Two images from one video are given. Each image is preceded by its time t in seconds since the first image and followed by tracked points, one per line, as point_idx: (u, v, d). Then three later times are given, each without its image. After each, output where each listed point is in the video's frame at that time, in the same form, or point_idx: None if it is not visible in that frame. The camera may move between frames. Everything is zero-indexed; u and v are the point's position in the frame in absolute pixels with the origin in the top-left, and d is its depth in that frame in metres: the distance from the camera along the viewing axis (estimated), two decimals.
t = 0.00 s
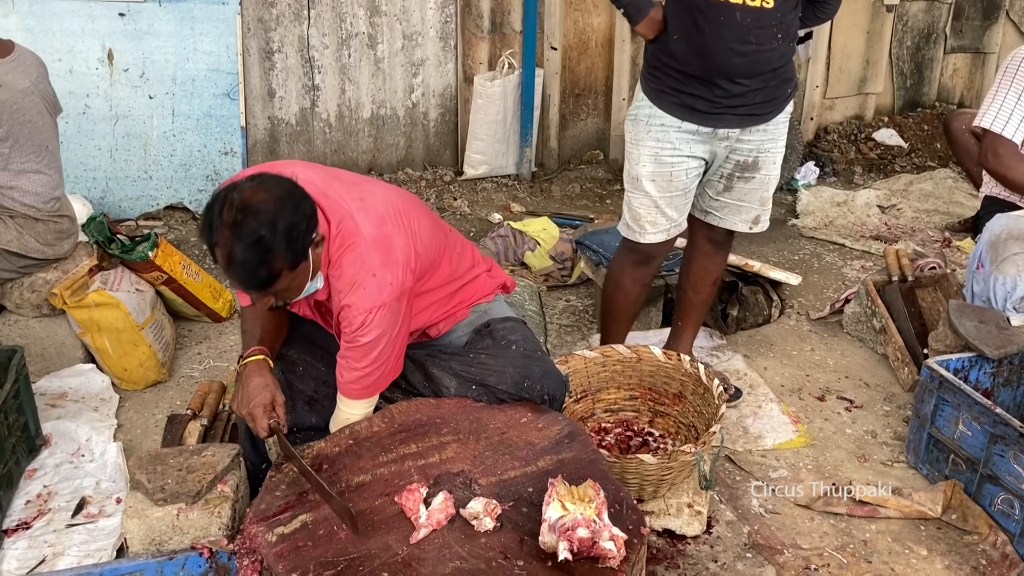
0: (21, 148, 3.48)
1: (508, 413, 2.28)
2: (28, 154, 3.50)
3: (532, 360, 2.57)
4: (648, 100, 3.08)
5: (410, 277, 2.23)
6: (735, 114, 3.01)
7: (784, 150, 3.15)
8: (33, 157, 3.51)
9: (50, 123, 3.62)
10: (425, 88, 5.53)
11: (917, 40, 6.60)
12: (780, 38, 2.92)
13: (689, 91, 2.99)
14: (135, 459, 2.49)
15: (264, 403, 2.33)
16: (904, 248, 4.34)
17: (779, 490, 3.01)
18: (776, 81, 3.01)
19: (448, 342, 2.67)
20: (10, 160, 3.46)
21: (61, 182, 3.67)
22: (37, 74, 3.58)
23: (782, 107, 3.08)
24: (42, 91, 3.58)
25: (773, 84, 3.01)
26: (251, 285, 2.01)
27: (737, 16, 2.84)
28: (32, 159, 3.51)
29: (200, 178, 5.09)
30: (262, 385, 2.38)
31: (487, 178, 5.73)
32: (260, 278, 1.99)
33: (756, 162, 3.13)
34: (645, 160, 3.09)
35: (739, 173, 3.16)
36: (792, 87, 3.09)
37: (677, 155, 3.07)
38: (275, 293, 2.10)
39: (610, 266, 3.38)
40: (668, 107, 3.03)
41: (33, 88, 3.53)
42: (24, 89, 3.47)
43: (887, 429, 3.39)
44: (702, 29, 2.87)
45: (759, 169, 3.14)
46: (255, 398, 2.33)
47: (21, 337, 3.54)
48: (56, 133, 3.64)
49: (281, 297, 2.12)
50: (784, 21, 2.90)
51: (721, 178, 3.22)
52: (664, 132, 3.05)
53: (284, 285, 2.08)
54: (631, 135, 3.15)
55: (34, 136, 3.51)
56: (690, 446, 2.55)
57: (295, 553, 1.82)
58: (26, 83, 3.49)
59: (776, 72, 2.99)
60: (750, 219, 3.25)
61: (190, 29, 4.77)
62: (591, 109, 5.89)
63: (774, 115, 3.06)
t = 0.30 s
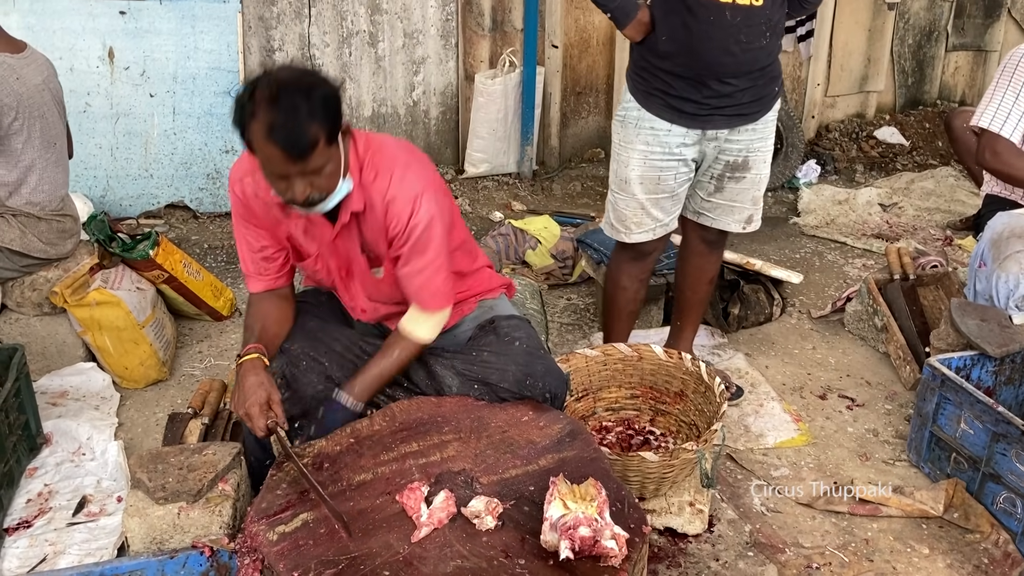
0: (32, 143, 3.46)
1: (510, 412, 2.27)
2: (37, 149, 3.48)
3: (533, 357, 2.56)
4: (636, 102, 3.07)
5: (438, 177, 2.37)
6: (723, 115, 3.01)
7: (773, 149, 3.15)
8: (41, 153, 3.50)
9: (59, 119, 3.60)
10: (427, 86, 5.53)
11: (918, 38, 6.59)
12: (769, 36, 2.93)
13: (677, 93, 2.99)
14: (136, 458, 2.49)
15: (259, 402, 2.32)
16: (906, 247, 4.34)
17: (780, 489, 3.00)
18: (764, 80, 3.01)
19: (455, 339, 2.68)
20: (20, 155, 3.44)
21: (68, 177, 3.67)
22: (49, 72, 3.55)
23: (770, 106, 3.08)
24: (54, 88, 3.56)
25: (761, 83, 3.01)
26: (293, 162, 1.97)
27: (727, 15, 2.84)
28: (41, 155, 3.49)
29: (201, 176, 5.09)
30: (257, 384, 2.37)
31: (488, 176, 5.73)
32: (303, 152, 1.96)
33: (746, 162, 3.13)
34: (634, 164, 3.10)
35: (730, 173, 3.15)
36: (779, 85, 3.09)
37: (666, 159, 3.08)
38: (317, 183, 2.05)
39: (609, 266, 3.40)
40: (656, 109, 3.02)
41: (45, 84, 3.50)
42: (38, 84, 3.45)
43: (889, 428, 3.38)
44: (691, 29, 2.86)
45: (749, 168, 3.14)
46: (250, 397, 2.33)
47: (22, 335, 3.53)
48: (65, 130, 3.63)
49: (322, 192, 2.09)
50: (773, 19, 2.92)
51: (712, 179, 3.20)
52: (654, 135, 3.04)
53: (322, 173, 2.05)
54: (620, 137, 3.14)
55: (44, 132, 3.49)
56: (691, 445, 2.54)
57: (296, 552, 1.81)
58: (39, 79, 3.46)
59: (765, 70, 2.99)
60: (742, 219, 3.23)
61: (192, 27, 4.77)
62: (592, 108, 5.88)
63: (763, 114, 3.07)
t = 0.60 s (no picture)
0: (33, 141, 3.45)
1: (511, 410, 2.26)
2: (38, 147, 3.47)
3: (535, 353, 2.55)
4: (619, 104, 3.07)
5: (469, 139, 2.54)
6: (708, 116, 3.01)
7: (758, 150, 3.15)
8: (41, 150, 3.48)
9: (60, 118, 3.58)
10: (427, 84, 5.49)
11: (921, 35, 6.57)
12: (751, 34, 2.94)
13: (661, 93, 2.98)
14: (137, 456, 2.49)
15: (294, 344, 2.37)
16: (908, 245, 4.33)
17: (782, 488, 2.99)
18: (747, 79, 3.02)
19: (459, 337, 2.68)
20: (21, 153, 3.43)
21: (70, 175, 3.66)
22: (48, 70, 3.53)
23: (753, 106, 3.09)
24: (53, 87, 3.54)
25: (744, 83, 3.02)
26: (347, 75, 2.12)
27: (710, 13, 2.83)
28: (41, 153, 3.48)
29: (202, 174, 5.07)
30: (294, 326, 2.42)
31: (489, 174, 5.72)
32: (357, 65, 2.12)
33: (734, 164, 3.12)
34: (620, 166, 3.10)
35: (718, 177, 3.14)
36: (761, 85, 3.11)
37: (652, 160, 3.07)
38: (362, 106, 2.19)
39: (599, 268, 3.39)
40: (640, 110, 3.02)
41: (45, 83, 3.48)
42: (38, 83, 3.43)
43: (891, 426, 3.37)
44: (674, 28, 2.86)
45: (737, 171, 3.13)
46: (281, 333, 2.38)
47: (23, 334, 3.53)
48: (66, 128, 3.61)
49: (368, 115, 2.22)
50: (755, 16, 2.93)
51: (700, 184, 3.19)
52: (639, 137, 3.04)
53: (369, 95, 2.20)
54: (603, 139, 3.13)
55: (45, 131, 3.48)
56: (693, 443, 2.54)
57: (297, 551, 1.81)
58: (39, 77, 3.44)
59: (747, 70, 3.01)
60: (733, 223, 3.21)
61: (193, 25, 4.76)
62: (593, 106, 5.87)
63: (746, 114, 3.07)
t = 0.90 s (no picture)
0: (26, 142, 3.45)
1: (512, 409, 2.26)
2: (31, 148, 3.47)
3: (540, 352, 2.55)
4: (598, 107, 3.09)
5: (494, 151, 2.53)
6: (687, 116, 3.00)
7: (747, 151, 3.10)
8: (35, 151, 3.49)
9: (53, 118, 3.59)
10: (428, 83, 5.55)
11: (923, 33, 6.55)
12: (728, 34, 2.93)
13: (640, 95, 2.99)
14: (138, 456, 2.49)
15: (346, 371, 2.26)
16: (910, 243, 4.32)
17: (783, 488, 2.99)
18: (726, 81, 3.01)
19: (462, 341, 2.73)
20: (14, 154, 3.43)
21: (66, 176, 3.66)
22: (40, 69, 3.55)
23: (734, 106, 3.06)
24: (46, 85, 3.56)
25: (723, 85, 3.01)
26: (397, 75, 2.13)
27: (686, 13, 2.83)
28: (35, 153, 3.49)
29: (203, 173, 5.06)
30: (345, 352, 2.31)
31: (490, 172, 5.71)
32: (408, 65, 2.13)
33: (725, 169, 3.07)
34: (603, 169, 3.12)
35: (711, 183, 3.08)
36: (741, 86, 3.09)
37: (634, 161, 3.09)
38: (409, 108, 2.20)
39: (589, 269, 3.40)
40: (619, 112, 3.03)
41: (37, 82, 3.50)
42: (29, 82, 3.44)
43: (893, 425, 3.37)
44: (651, 29, 2.86)
45: (729, 175, 3.08)
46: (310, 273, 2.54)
47: (24, 333, 3.53)
48: (60, 128, 3.62)
49: (414, 118, 2.23)
50: (730, 18, 2.92)
51: (693, 193, 3.13)
52: (620, 139, 3.06)
53: (414, 97, 2.20)
54: (584, 143, 3.15)
55: (38, 131, 3.48)
56: (694, 442, 2.53)
57: (298, 550, 1.80)
58: (30, 77, 3.46)
59: (726, 71, 2.99)
60: (733, 229, 3.14)
61: (193, 24, 4.76)
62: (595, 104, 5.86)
63: (728, 115, 3.04)
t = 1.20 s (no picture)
0: (23, 141, 3.45)
1: (514, 408, 2.26)
2: (29, 146, 3.47)
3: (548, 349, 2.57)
4: (589, 110, 3.09)
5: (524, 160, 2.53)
6: (678, 118, 2.99)
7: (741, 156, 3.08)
8: (33, 150, 3.49)
9: (51, 116, 3.59)
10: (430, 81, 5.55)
11: (925, 31, 6.54)
12: (717, 33, 2.92)
13: (629, 97, 2.99)
14: (139, 455, 2.49)
15: (366, 344, 2.49)
16: (912, 241, 4.31)
17: (785, 487, 2.98)
18: (716, 82, 2.99)
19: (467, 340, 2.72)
20: (13, 153, 3.43)
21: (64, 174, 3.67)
22: (37, 67, 3.56)
23: (725, 110, 3.05)
24: (43, 83, 3.57)
25: (713, 86, 2.99)
26: (439, 77, 2.13)
27: (673, 13, 2.82)
28: (34, 151, 3.49)
29: (204, 172, 5.06)
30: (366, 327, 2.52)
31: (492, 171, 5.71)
32: (450, 68, 2.13)
33: (718, 172, 3.04)
34: (596, 172, 3.12)
35: (703, 186, 3.05)
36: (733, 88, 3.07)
37: (628, 163, 3.09)
38: (447, 109, 2.21)
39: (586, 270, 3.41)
40: (610, 115, 3.04)
41: (34, 80, 3.50)
42: (26, 81, 3.45)
43: (895, 424, 3.37)
44: (639, 30, 2.86)
45: (722, 178, 3.04)
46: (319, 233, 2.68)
47: (26, 332, 3.53)
48: (57, 127, 3.63)
49: (451, 119, 2.24)
50: (719, 16, 2.91)
51: (685, 195, 3.10)
52: (612, 142, 3.06)
53: (454, 99, 2.21)
54: (576, 146, 3.15)
55: (36, 129, 3.49)
56: (696, 441, 2.53)
57: (299, 550, 1.80)
58: (27, 75, 3.46)
59: (715, 73, 2.97)
60: (724, 235, 3.10)
61: (195, 22, 4.75)
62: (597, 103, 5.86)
63: (719, 118, 3.03)
